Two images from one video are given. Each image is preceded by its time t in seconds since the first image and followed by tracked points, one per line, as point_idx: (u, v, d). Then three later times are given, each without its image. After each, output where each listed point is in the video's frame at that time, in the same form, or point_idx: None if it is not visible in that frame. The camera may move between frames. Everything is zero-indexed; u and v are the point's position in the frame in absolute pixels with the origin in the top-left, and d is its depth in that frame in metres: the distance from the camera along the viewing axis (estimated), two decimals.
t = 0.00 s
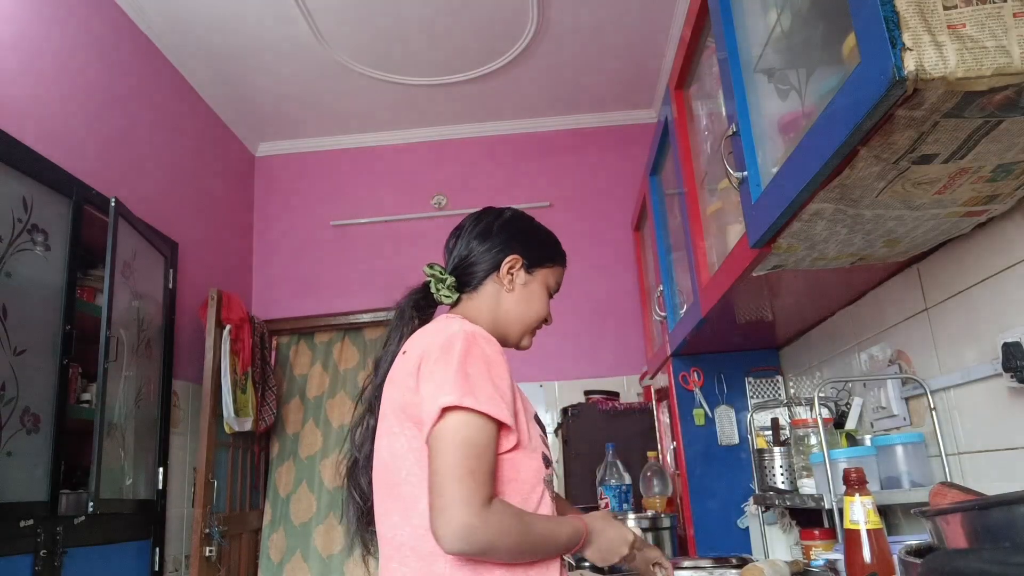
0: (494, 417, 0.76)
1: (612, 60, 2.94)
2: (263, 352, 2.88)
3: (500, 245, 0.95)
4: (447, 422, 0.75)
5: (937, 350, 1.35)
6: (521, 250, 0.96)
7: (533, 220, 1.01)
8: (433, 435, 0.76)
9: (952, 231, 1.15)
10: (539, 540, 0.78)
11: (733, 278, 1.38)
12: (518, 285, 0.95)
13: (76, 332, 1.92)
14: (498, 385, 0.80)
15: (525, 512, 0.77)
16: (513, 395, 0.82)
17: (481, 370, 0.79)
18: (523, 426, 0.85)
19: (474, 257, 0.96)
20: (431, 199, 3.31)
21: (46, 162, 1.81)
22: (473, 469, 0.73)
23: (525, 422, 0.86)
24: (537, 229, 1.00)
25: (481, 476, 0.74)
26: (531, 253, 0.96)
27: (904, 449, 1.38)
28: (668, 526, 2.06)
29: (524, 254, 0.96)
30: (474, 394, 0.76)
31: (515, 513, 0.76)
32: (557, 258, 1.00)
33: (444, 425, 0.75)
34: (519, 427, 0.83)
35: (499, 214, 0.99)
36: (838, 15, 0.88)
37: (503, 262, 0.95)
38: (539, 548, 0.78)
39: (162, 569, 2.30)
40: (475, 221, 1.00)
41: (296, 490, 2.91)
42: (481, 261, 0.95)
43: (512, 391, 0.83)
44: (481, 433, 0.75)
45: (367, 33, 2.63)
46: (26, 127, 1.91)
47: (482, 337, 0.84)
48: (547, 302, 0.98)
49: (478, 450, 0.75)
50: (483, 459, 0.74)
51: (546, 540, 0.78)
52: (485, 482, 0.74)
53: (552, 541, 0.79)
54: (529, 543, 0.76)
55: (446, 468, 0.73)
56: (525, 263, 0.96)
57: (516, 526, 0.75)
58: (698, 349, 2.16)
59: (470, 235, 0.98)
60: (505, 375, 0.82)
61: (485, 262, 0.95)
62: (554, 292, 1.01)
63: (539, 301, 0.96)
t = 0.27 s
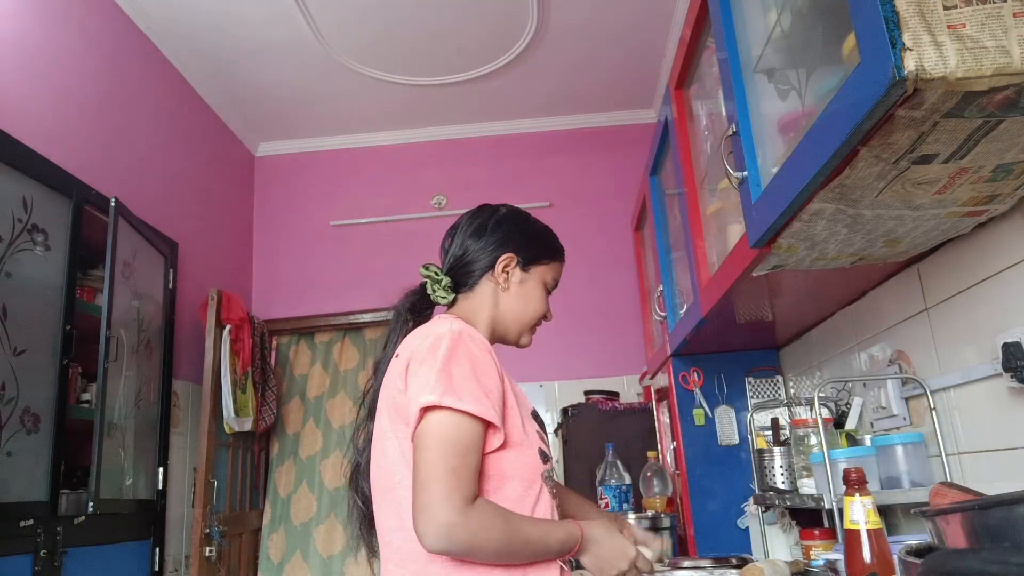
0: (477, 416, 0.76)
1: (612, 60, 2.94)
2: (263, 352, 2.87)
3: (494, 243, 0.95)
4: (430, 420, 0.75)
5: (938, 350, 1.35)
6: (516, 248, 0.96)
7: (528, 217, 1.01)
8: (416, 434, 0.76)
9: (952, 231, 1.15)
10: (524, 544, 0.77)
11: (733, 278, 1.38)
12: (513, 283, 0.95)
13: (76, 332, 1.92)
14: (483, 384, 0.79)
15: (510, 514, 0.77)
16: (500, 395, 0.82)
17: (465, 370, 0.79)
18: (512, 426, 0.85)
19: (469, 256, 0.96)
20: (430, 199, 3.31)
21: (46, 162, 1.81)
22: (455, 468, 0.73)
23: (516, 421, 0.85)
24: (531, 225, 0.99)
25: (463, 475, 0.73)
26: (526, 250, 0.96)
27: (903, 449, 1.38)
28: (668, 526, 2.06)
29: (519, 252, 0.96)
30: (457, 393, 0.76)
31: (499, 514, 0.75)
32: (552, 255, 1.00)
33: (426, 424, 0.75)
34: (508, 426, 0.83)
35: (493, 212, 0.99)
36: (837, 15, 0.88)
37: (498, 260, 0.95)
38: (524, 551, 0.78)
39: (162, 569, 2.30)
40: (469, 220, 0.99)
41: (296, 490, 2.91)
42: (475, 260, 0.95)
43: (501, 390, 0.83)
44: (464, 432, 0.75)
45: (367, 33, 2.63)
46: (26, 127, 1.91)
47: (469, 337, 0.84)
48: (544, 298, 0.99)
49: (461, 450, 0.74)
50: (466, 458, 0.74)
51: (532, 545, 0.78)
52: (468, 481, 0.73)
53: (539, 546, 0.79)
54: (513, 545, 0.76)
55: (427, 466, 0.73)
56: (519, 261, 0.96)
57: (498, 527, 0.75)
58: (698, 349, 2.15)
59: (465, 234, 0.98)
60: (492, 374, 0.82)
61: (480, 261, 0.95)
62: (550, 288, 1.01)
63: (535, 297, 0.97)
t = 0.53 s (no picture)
0: (479, 427, 0.76)
1: (612, 59, 2.94)
2: (263, 352, 2.87)
3: (474, 239, 0.95)
4: (433, 437, 0.75)
5: (937, 350, 1.35)
6: (496, 241, 0.95)
7: (511, 205, 1.00)
8: (421, 452, 0.76)
9: (952, 231, 1.15)
10: (539, 538, 0.78)
11: (733, 278, 1.38)
12: (497, 277, 0.95)
13: (76, 332, 1.92)
14: (482, 394, 0.79)
15: (521, 513, 0.77)
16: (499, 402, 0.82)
17: (462, 381, 0.79)
18: (512, 430, 0.85)
19: (451, 254, 0.97)
20: (431, 199, 3.31)
21: (46, 162, 1.81)
22: (463, 482, 0.73)
23: (515, 425, 0.86)
24: (516, 214, 0.98)
25: (471, 487, 0.73)
26: (509, 241, 0.95)
27: (904, 449, 1.38)
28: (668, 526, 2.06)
29: (500, 245, 0.95)
30: (457, 407, 0.76)
31: (511, 518, 0.76)
32: (540, 242, 0.99)
33: (430, 442, 0.75)
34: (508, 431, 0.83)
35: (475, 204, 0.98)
36: (838, 15, 0.88)
37: (479, 256, 0.95)
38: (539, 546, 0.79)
39: (162, 568, 2.30)
40: (449, 216, 0.99)
41: (296, 490, 2.92)
42: (457, 258, 0.96)
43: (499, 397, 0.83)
44: (467, 445, 0.75)
45: (367, 33, 2.63)
46: (27, 127, 1.91)
47: (465, 346, 0.84)
48: (533, 286, 0.98)
49: (466, 463, 0.74)
50: (473, 471, 0.74)
51: (547, 535, 0.79)
52: (476, 492, 0.74)
53: (553, 535, 0.80)
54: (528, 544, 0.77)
55: (436, 484, 0.73)
56: (501, 254, 0.95)
57: (511, 531, 0.75)
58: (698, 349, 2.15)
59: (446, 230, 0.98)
60: (490, 382, 0.82)
61: (461, 260, 0.95)
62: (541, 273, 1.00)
63: (522, 287, 0.96)
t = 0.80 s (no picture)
0: (456, 429, 0.75)
1: (612, 59, 2.94)
2: (263, 352, 2.87)
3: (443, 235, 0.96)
4: (415, 442, 0.76)
5: (938, 350, 1.35)
6: (464, 235, 0.95)
7: (486, 195, 0.99)
8: (405, 458, 0.76)
9: (952, 231, 1.15)
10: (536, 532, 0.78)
11: (733, 278, 1.38)
12: (467, 270, 0.95)
13: (76, 332, 1.92)
14: (459, 396, 0.79)
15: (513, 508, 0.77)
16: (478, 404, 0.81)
17: (437, 384, 0.79)
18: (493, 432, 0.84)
19: (428, 253, 0.99)
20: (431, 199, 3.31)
21: (47, 163, 1.81)
22: (449, 482, 0.73)
23: (497, 426, 0.85)
24: (489, 205, 0.97)
25: (458, 489, 0.74)
26: (476, 232, 0.95)
27: (904, 449, 1.38)
28: (668, 526, 2.06)
29: (467, 238, 0.95)
30: (432, 411, 0.76)
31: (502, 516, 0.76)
32: (514, 231, 0.96)
33: (410, 449, 0.75)
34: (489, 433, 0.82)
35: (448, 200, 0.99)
36: (838, 15, 0.88)
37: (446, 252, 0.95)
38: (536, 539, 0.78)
39: (162, 569, 2.30)
40: (427, 217, 1.02)
41: (296, 490, 2.92)
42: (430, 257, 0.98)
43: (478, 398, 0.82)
44: (448, 446, 0.75)
45: (367, 33, 2.63)
46: (27, 127, 1.91)
47: (440, 348, 0.83)
48: (509, 274, 0.95)
49: (450, 464, 0.74)
50: (459, 471, 0.74)
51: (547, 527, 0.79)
52: (463, 491, 0.74)
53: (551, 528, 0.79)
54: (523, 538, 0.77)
55: (424, 489, 0.74)
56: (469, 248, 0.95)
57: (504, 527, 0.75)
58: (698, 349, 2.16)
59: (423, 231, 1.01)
60: (466, 384, 0.81)
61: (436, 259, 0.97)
62: (523, 261, 0.97)
63: (495, 277, 0.94)
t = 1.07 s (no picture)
0: (410, 420, 0.72)
1: (612, 59, 2.93)
2: (263, 352, 2.87)
3: (424, 226, 0.96)
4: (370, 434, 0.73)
5: (938, 350, 1.35)
6: (443, 227, 0.94)
7: (468, 181, 0.97)
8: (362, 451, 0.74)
9: (952, 231, 1.15)
10: (496, 531, 0.73)
11: (733, 278, 1.38)
12: (447, 262, 0.94)
13: (76, 332, 1.92)
14: (419, 388, 0.76)
15: (474, 502, 0.73)
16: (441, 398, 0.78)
17: (397, 374, 0.76)
18: (460, 427, 0.80)
19: (412, 248, 0.99)
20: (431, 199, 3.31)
21: (47, 163, 1.81)
22: (401, 475, 0.71)
23: (465, 422, 0.81)
24: (471, 191, 0.95)
25: (411, 482, 0.70)
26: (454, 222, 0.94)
27: (904, 449, 1.38)
28: (668, 526, 2.06)
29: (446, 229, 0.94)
30: (386, 402, 0.73)
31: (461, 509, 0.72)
32: (494, 218, 0.94)
33: (367, 443, 0.73)
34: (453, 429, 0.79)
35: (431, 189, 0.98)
36: (838, 15, 0.88)
37: (426, 245, 0.95)
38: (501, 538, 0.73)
39: (162, 569, 2.30)
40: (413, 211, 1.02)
41: (296, 490, 2.92)
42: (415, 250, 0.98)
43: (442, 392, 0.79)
44: (403, 439, 0.72)
45: (367, 33, 2.63)
46: (27, 127, 1.91)
47: (403, 339, 0.81)
48: (490, 263, 0.92)
49: (405, 458, 0.71)
50: (414, 464, 0.71)
51: (508, 525, 0.74)
52: (419, 484, 0.71)
53: (514, 523, 0.74)
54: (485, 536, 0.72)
55: (380, 481, 0.71)
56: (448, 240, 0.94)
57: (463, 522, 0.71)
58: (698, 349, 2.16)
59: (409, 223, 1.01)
60: (429, 376, 0.78)
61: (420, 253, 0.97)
62: (507, 249, 0.94)
63: (475, 267, 0.92)
